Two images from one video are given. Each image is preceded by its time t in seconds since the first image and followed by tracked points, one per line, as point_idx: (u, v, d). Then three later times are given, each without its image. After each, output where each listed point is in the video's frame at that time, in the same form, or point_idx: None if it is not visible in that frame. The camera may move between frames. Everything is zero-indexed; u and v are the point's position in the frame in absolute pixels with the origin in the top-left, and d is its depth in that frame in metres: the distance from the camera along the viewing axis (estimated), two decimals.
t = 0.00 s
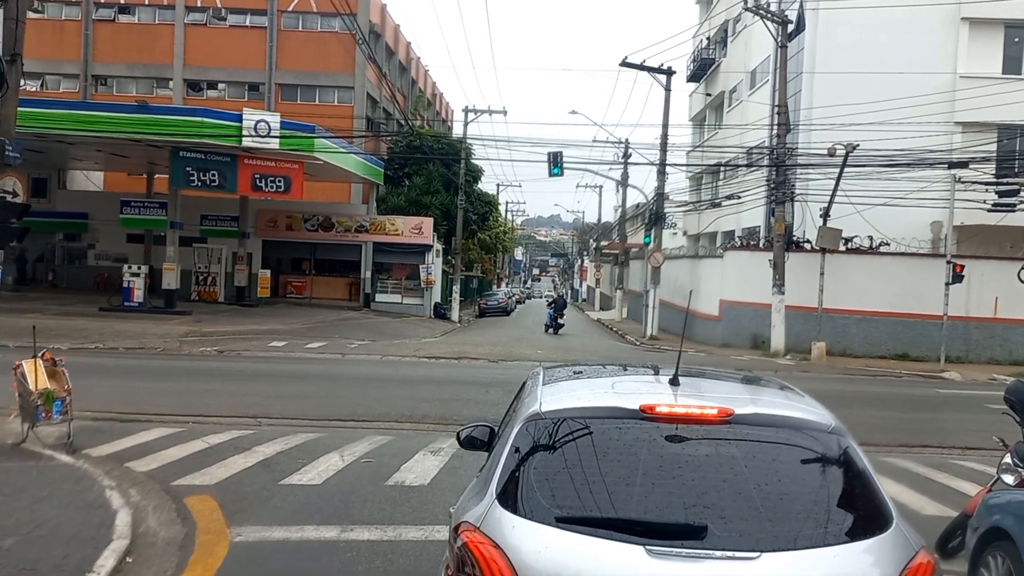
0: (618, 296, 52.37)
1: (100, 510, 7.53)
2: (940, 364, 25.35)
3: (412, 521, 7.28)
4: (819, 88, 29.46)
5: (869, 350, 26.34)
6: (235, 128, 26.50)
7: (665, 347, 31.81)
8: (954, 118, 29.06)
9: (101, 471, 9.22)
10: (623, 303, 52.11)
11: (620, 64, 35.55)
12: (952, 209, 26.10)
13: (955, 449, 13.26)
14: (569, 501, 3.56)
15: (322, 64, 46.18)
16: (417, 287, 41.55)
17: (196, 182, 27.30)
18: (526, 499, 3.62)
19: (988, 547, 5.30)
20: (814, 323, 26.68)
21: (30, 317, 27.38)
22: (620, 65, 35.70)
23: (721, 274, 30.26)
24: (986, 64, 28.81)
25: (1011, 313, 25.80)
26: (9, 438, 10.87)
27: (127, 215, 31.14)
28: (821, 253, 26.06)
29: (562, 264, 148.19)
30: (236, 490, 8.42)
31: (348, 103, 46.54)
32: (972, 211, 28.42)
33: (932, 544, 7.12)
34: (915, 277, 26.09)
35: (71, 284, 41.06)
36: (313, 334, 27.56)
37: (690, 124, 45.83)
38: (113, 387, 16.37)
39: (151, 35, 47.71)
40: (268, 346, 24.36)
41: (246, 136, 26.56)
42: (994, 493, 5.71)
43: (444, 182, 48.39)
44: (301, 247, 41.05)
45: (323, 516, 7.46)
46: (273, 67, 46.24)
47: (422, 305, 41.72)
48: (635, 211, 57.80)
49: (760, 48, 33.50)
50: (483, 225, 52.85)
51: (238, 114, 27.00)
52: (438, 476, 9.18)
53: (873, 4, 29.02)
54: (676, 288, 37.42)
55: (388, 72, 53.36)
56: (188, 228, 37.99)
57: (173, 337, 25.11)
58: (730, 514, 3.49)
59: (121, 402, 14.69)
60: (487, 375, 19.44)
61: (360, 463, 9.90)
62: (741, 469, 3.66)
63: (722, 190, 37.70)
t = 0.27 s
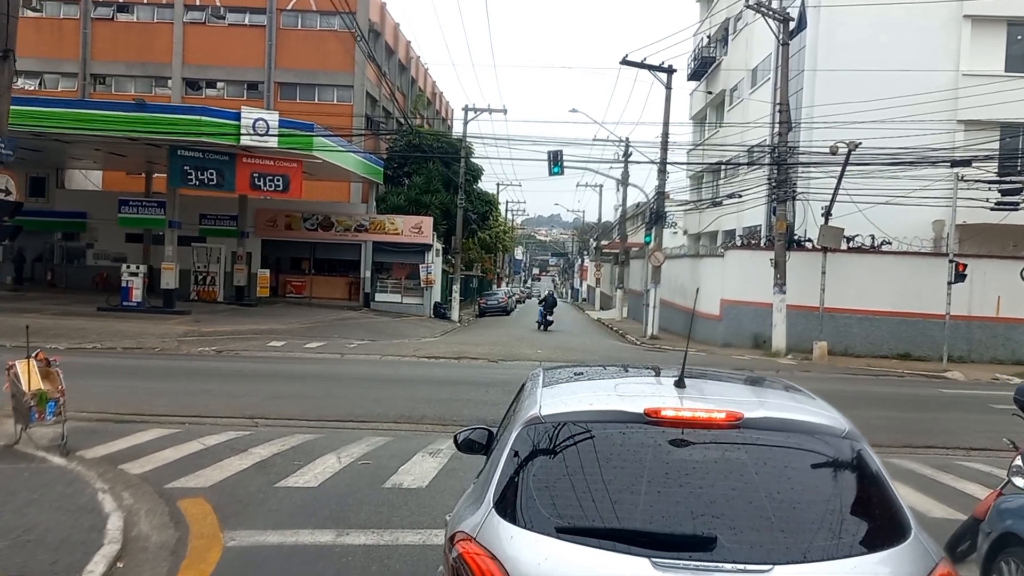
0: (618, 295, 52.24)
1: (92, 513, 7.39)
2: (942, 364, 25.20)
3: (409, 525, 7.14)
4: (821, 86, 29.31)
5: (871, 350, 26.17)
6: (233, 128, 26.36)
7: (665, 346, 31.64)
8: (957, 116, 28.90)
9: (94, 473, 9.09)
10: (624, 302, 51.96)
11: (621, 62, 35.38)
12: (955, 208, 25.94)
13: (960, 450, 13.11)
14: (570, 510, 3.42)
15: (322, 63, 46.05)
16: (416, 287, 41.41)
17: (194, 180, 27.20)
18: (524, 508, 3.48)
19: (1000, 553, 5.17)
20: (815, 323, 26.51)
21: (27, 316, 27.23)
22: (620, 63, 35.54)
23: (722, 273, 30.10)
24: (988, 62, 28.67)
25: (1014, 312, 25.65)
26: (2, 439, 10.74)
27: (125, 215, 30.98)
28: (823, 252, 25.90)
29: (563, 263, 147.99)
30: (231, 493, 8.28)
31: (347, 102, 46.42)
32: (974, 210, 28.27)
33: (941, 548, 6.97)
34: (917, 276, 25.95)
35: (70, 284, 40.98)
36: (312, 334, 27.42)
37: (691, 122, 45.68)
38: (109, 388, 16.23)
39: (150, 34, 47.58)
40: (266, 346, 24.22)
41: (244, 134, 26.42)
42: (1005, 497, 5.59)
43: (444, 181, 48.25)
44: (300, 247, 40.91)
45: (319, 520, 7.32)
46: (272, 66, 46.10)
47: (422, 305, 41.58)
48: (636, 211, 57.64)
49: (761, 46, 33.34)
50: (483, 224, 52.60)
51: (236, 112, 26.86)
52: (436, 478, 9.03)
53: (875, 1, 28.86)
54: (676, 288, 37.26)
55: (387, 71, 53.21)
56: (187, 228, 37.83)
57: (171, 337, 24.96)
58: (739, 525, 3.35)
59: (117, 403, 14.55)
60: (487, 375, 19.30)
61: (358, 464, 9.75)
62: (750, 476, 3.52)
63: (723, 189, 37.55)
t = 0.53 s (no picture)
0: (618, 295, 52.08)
1: (82, 517, 7.26)
2: (944, 363, 25.05)
3: (406, 529, 7.00)
4: (822, 84, 29.19)
5: (873, 349, 26.02)
6: (231, 127, 26.20)
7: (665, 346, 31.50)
8: (959, 114, 28.76)
9: (87, 475, 8.95)
10: (624, 303, 51.82)
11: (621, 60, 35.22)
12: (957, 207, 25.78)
13: (964, 451, 12.97)
14: (572, 521, 3.28)
15: (321, 62, 45.93)
16: (416, 286, 41.27)
17: (191, 179, 27.11)
18: (523, 518, 3.35)
19: (1011, 559, 5.06)
20: (817, 322, 26.35)
21: (24, 316, 27.08)
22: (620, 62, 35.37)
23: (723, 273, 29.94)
24: (990, 60, 28.53)
25: (1017, 312, 25.51)
26: None
27: (123, 214, 30.83)
28: (824, 252, 25.77)
29: (562, 263, 147.88)
30: (225, 495, 8.14)
31: (346, 101, 46.29)
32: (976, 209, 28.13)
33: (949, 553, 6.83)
34: (919, 275, 25.82)
35: (68, 283, 40.89)
36: (311, 334, 27.28)
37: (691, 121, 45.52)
38: (105, 388, 16.09)
39: (148, 33, 47.45)
40: (265, 346, 24.08)
41: (242, 133, 26.28)
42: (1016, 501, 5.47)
43: (444, 181, 48.12)
44: (299, 247, 40.78)
45: (314, 523, 7.18)
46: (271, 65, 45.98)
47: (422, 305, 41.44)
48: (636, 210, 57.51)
49: (762, 44, 33.19)
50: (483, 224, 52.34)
51: (234, 111, 26.69)
52: (434, 481, 8.90)
53: None
54: (677, 287, 37.14)
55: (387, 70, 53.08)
56: (185, 227, 37.68)
57: (168, 337, 24.82)
58: (747, 537, 3.21)
59: (112, 404, 14.41)
60: (486, 375, 19.16)
61: (355, 466, 9.61)
62: (759, 484, 3.38)
63: (723, 188, 37.42)
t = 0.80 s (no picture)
0: (619, 294, 51.97)
1: (75, 520, 7.12)
2: (947, 364, 24.92)
3: (404, 533, 6.87)
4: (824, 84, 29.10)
5: (875, 349, 25.89)
6: (230, 126, 26.03)
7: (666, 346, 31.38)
8: (961, 114, 28.62)
9: (81, 477, 8.83)
10: (625, 303, 51.70)
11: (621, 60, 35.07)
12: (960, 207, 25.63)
13: (969, 453, 12.84)
14: (574, 527, 3.15)
15: (321, 61, 45.82)
16: (416, 286, 41.15)
17: (190, 178, 27.01)
18: (524, 523, 3.22)
19: None
20: (819, 322, 26.22)
21: (22, 316, 26.96)
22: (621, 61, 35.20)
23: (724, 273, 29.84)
24: (993, 60, 28.37)
25: (1019, 312, 25.36)
26: None
27: (121, 213, 30.68)
28: (826, 252, 25.65)
29: (563, 263, 147.81)
30: (220, 498, 8.00)
31: (346, 100, 46.17)
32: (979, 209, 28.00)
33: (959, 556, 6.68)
34: (921, 275, 25.68)
35: (67, 283, 40.78)
36: (310, 334, 27.14)
37: (692, 121, 45.37)
38: (102, 389, 15.96)
39: (147, 32, 47.34)
40: (263, 346, 23.95)
41: (241, 132, 26.14)
42: None
43: (444, 181, 47.98)
44: (299, 246, 40.66)
45: (311, 527, 7.05)
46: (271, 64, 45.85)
47: (422, 305, 41.33)
48: (636, 210, 57.40)
49: (763, 43, 33.06)
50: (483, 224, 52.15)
51: (233, 110, 26.51)
52: (433, 483, 8.77)
53: None
54: (677, 287, 37.01)
55: (387, 69, 52.98)
56: (184, 226, 37.52)
57: (167, 337, 24.71)
58: (754, 543, 3.07)
59: (109, 404, 14.28)
60: (486, 375, 19.02)
61: (353, 468, 9.48)
62: (766, 489, 3.25)
63: (725, 188, 37.32)
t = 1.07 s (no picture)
0: (619, 294, 51.86)
1: (67, 524, 7.01)
2: (949, 364, 24.81)
3: (401, 537, 6.76)
4: (825, 83, 28.98)
5: (877, 350, 25.78)
6: (229, 126, 25.90)
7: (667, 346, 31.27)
8: (963, 113, 28.50)
9: (75, 480, 8.72)
10: (625, 302, 51.59)
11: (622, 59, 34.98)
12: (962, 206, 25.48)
13: (973, 454, 12.72)
14: (574, 525, 3.07)
15: (320, 61, 45.73)
16: (416, 286, 41.04)
17: (188, 178, 26.86)
18: (524, 522, 3.14)
19: None
20: (820, 322, 26.11)
21: (20, 316, 26.86)
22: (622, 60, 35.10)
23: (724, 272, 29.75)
24: (994, 58, 28.24)
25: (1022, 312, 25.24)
26: None
27: (120, 213, 30.57)
28: (827, 251, 25.55)
29: (563, 262, 147.81)
30: (215, 501, 7.89)
31: (346, 100, 46.07)
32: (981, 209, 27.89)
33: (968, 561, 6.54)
34: (923, 274, 25.55)
35: (66, 283, 40.67)
36: (309, 334, 27.02)
37: (693, 120, 45.26)
38: (99, 390, 15.86)
39: (147, 32, 47.27)
40: (262, 346, 23.84)
41: (240, 131, 26.02)
42: None
43: (444, 180, 47.87)
44: (298, 246, 40.55)
45: (307, 531, 6.94)
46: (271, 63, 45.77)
47: (422, 305, 41.23)
48: (637, 210, 57.28)
49: (764, 43, 32.97)
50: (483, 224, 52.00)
51: (231, 109, 26.38)
52: (431, 486, 8.64)
53: None
54: (677, 287, 36.94)
55: (387, 69, 52.91)
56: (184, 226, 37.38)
57: (165, 337, 24.60)
58: (756, 542, 2.99)
59: (106, 405, 14.17)
60: (485, 376, 18.91)
61: (350, 470, 9.35)
62: (767, 487, 3.16)
63: (725, 187, 37.23)
